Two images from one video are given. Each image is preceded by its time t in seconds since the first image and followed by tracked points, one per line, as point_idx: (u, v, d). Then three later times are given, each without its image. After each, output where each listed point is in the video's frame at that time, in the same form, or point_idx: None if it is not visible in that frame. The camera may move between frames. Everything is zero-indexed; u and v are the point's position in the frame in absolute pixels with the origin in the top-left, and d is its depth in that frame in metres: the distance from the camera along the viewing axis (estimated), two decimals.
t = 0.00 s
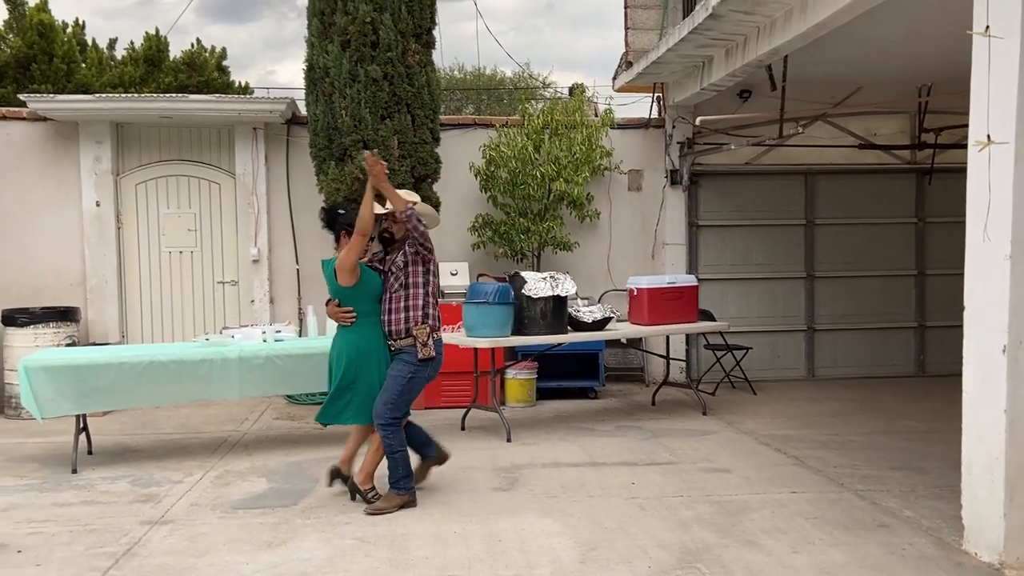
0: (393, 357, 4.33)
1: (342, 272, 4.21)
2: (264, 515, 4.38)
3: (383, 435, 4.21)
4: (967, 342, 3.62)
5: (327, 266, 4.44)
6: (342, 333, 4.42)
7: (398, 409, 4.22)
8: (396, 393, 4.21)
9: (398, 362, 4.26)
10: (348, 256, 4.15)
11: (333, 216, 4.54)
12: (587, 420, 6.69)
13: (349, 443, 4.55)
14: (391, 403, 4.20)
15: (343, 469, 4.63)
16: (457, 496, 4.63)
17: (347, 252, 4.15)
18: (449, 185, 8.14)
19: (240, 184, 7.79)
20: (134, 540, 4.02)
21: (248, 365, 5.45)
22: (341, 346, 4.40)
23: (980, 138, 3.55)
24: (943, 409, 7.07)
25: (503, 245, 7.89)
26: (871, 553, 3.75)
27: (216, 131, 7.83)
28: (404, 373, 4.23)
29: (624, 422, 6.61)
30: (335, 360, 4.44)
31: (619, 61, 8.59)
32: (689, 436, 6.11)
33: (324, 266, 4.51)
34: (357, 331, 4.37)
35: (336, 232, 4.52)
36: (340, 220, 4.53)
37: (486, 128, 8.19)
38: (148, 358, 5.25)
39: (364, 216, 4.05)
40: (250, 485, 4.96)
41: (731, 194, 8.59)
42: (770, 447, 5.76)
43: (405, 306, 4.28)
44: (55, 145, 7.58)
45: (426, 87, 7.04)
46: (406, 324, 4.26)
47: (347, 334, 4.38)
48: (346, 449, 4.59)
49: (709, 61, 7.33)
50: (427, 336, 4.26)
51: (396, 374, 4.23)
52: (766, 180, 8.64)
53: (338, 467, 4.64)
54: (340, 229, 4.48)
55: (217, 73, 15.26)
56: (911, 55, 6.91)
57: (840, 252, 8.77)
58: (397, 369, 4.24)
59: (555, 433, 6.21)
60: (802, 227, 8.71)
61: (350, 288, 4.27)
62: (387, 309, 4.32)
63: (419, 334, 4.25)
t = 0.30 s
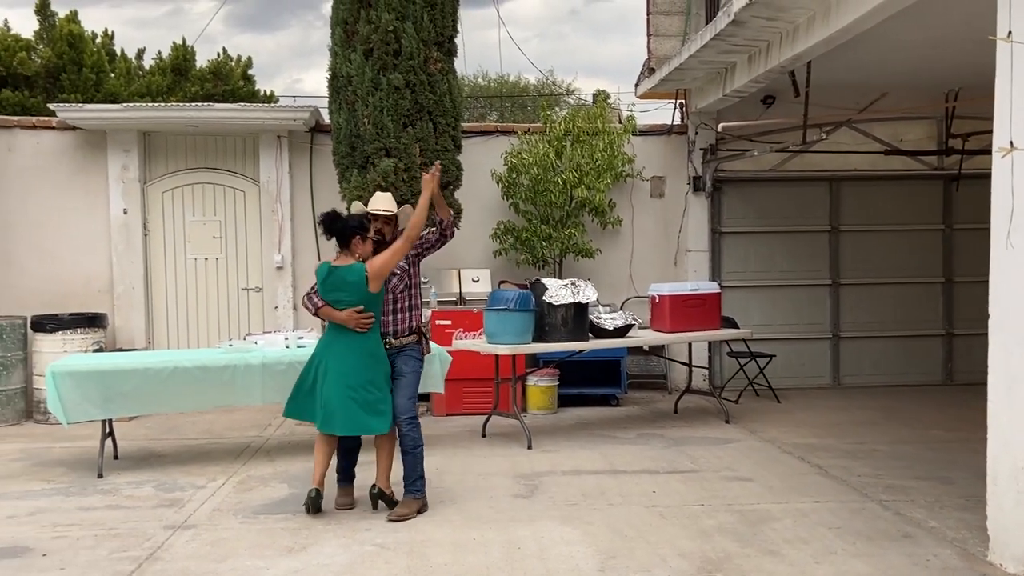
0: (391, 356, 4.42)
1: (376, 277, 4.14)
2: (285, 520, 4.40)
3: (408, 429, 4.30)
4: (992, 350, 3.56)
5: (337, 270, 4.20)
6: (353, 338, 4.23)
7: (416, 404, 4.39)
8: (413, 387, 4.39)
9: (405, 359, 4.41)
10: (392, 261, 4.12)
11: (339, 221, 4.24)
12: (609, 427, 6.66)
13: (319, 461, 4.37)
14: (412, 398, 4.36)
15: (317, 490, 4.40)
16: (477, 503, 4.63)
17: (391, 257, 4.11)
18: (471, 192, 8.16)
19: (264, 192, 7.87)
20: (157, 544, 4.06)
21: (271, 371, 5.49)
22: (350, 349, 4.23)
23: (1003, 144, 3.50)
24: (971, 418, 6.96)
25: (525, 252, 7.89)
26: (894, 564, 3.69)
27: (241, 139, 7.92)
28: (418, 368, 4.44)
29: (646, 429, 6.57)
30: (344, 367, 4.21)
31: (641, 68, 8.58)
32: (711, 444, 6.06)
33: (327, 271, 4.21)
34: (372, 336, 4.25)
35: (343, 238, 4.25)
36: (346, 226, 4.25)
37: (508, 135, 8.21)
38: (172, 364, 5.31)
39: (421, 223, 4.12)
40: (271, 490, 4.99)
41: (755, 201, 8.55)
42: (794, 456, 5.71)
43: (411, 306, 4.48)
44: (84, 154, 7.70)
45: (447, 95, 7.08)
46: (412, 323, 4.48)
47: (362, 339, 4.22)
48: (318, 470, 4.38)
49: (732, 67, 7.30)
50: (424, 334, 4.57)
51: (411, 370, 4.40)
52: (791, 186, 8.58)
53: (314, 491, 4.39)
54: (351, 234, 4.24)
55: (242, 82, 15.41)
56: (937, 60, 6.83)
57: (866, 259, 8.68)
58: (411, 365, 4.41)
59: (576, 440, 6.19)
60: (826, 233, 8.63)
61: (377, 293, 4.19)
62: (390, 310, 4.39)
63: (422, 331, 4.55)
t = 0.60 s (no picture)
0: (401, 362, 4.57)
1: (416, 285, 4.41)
2: (310, 525, 4.44)
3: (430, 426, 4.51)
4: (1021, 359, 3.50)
5: (382, 281, 4.26)
6: (393, 349, 4.34)
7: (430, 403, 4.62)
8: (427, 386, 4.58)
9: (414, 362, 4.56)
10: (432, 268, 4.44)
11: (386, 233, 4.28)
12: (632, 434, 6.64)
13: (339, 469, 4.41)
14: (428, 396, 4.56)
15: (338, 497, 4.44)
16: (499, 509, 4.63)
17: (430, 264, 4.43)
18: (495, 199, 8.19)
19: (290, 200, 7.95)
20: (183, 548, 4.11)
21: (296, 377, 5.53)
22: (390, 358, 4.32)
23: None
24: (1002, 427, 6.85)
25: (549, 258, 7.89)
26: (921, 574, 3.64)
27: (267, 147, 8.01)
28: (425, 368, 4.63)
29: (670, 437, 6.54)
30: (385, 378, 4.28)
31: (666, 74, 8.57)
32: (736, 452, 6.02)
33: (373, 283, 4.24)
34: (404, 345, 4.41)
35: (387, 249, 4.29)
36: (393, 238, 4.31)
37: (531, 142, 8.22)
38: (199, 369, 5.37)
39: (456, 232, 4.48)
40: (296, 495, 5.03)
41: (781, 207, 8.49)
42: (820, 464, 5.65)
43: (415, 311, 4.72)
44: (114, 163, 7.82)
45: (471, 102, 7.11)
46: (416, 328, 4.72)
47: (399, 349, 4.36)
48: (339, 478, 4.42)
49: (757, 72, 7.26)
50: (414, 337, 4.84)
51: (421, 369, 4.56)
52: (817, 192, 8.51)
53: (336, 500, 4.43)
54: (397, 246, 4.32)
55: (269, 90, 15.56)
56: (965, 65, 6.75)
57: (894, 266, 8.58)
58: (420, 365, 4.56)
59: (600, 447, 6.18)
60: (853, 240, 8.55)
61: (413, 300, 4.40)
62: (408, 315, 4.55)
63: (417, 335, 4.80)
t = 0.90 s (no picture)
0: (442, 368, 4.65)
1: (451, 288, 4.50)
2: (336, 530, 4.47)
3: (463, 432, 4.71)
4: None
5: (419, 288, 4.33)
6: (433, 358, 4.41)
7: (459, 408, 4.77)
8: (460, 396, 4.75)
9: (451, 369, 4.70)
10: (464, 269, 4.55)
11: (424, 242, 4.32)
12: (657, 442, 6.61)
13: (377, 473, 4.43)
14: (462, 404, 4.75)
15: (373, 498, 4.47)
16: (522, 516, 4.64)
17: (461, 266, 4.55)
18: (520, 206, 8.21)
19: (317, 207, 8.03)
20: (212, 551, 4.16)
21: (322, 382, 5.57)
22: (431, 370, 4.39)
23: None
24: None
25: (574, 265, 7.89)
26: None
27: (295, 155, 8.09)
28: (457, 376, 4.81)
29: (696, 445, 6.50)
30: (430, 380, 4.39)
31: (691, 81, 8.55)
32: (762, 460, 5.97)
33: (411, 291, 4.30)
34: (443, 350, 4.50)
35: (425, 257, 4.33)
36: (430, 247, 4.35)
37: (556, 148, 8.23)
38: (227, 375, 5.43)
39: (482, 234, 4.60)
40: (322, 500, 5.06)
41: (808, 213, 8.43)
42: (848, 473, 5.59)
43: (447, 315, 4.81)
44: (145, 170, 7.95)
45: (496, 110, 7.14)
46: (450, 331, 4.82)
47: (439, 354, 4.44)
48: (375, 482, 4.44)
49: (783, 78, 7.22)
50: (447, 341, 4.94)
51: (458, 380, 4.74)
52: (845, 199, 8.44)
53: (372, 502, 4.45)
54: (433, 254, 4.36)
55: (297, 99, 15.71)
56: (995, 70, 6.67)
57: (924, 273, 8.48)
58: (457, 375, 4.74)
59: (625, 455, 6.16)
60: (882, 246, 8.46)
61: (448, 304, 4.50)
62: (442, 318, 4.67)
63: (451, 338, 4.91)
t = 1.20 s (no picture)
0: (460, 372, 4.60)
1: (458, 292, 4.40)
2: (358, 535, 4.49)
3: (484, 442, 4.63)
4: None
5: (421, 284, 4.35)
6: (429, 357, 4.36)
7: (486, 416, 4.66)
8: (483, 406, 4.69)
9: (472, 377, 4.64)
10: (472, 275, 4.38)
11: (433, 240, 4.34)
12: (681, 449, 6.57)
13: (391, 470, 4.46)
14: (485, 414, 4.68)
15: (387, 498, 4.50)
16: (544, 522, 4.63)
17: (473, 272, 4.39)
18: (542, 212, 8.21)
19: (341, 214, 8.08)
20: (235, 555, 4.19)
21: (345, 388, 5.61)
22: (426, 369, 4.33)
23: None
24: None
25: (596, 271, 7.88)
26: None
27: (319, 162, 8.16)
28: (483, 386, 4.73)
29: (719, 452, 6.46)
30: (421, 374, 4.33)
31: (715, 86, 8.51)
32: (787, 468, 5.91)
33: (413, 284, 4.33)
34: (447, 351, 4.42)
35: (433, 256, 4.36)
36: (439, 245, 4.37)
37: (579, 155, 8.22)
38: (251, 380, 5.48)
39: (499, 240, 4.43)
40: (345, 505, 5.09)
41: (834, 219, 8.35)
42: (874, 481, 5.52)
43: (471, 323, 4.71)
44: (172, 178, 8.05)
45: (518, 116, 7.15)
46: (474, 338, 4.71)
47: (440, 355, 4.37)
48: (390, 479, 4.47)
49: (808, 83, 7.17)
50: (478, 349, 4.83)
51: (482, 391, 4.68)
52: (871, 204, 8.36)
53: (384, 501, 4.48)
54: (441, 253, 4.39)
55: (321, 107, 15.83)
56: None
57: (952, 279, 8.37)
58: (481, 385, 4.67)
59: (647, 462, 6.13)
60: (909, 252, 8.36)
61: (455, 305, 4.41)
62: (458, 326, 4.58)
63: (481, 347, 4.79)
